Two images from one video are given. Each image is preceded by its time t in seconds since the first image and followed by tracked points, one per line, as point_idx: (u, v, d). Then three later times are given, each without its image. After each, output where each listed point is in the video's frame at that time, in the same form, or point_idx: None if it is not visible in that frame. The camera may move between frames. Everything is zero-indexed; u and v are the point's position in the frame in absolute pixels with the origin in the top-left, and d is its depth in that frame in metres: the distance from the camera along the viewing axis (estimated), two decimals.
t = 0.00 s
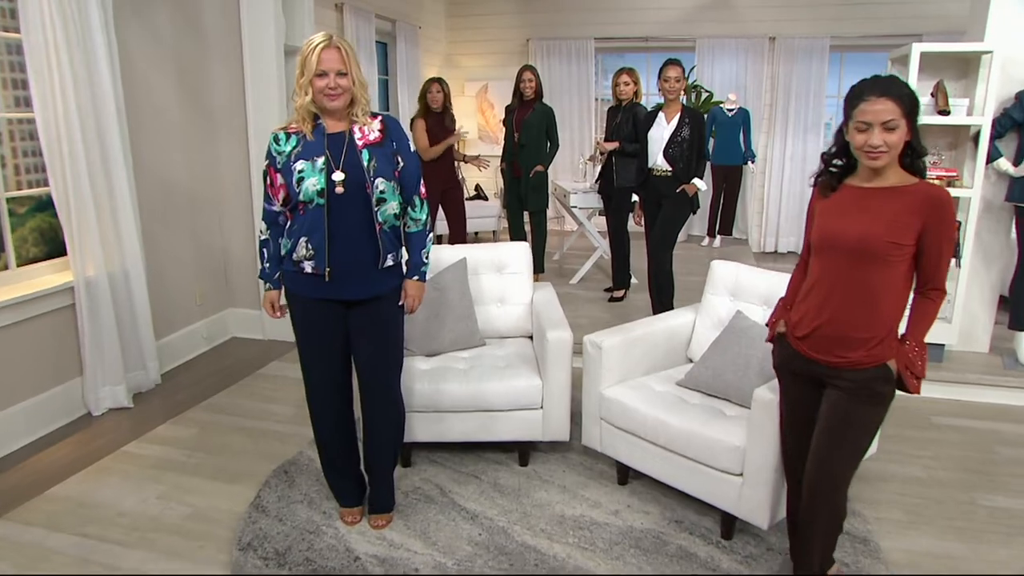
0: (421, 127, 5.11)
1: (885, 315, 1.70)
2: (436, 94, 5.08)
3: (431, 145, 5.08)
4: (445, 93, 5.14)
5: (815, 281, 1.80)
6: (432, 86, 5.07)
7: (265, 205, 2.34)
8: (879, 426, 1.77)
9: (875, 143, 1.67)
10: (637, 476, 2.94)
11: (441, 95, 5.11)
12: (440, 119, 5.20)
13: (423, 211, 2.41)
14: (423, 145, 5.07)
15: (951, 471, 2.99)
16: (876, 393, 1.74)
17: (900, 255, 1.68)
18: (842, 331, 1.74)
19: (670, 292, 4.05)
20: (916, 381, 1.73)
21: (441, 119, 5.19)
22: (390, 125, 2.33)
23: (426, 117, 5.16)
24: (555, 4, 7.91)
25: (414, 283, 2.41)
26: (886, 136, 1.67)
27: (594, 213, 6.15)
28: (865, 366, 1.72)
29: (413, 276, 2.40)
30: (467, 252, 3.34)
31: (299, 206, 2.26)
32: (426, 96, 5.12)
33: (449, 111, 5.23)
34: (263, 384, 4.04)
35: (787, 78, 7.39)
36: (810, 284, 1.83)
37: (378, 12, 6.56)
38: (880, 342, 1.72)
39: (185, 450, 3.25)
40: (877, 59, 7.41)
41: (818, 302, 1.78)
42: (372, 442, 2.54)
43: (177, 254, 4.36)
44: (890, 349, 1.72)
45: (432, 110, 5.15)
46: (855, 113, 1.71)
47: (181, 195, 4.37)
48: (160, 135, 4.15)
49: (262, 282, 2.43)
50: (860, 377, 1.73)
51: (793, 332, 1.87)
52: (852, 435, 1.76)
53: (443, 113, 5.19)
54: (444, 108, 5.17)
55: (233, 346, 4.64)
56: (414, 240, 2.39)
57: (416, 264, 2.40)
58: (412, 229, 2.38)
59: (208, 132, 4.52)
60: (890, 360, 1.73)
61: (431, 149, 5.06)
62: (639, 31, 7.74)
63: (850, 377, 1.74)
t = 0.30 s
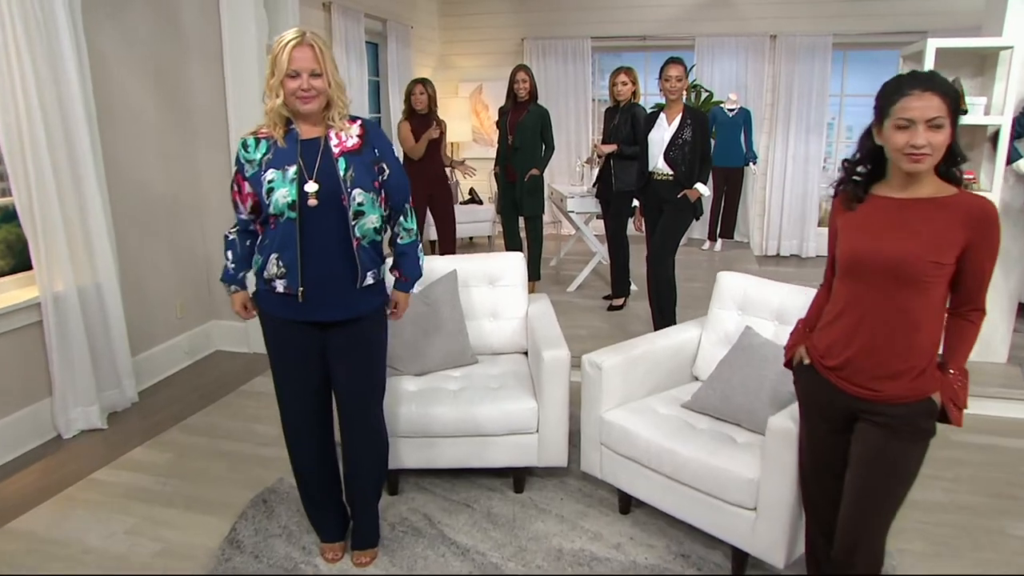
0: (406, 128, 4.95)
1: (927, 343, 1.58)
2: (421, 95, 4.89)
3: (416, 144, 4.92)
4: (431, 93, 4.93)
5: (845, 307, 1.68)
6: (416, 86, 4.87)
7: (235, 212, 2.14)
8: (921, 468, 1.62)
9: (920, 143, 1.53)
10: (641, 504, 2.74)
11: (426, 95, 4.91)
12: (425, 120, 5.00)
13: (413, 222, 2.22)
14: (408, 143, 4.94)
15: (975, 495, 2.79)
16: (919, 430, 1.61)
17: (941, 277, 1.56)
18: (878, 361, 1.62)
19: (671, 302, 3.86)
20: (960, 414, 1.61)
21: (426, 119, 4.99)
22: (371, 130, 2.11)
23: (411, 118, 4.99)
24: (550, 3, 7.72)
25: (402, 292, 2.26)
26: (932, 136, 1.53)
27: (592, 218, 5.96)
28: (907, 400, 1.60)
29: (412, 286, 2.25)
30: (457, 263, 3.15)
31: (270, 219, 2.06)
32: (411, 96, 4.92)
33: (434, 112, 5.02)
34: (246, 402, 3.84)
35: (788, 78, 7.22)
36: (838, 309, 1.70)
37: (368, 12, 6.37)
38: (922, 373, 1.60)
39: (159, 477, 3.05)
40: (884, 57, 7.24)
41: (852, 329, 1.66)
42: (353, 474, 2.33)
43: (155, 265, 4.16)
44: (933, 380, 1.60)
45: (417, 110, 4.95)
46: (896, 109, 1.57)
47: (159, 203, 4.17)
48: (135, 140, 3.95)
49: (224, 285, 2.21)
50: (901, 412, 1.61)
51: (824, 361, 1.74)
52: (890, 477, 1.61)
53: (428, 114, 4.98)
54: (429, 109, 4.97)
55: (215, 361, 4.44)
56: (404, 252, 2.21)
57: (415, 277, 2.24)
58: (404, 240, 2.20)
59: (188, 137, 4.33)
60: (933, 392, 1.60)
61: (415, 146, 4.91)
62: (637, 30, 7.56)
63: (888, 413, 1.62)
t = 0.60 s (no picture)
0: (392, 132, 4.70)
1: (977, 380, 1.42)
2: (409, 98, 4.68)
3: (404, 150, 4.69)
4: (420, 97, 4.73)
5: (880, 339, 1.49)
6: (404, 88, 4.64)
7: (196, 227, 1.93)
8: (968, 521, 1.43)
9: (974, 152, 1.35)
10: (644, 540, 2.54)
11: (415, 99, 4.70)
12: (412, 124, 4.78)
13: (400, 236, 2.00)
14: (395, 149, 4.68)
15: (1003, 528, 2.60)
16: (967, 479, 1.43)
17: (993, 307, 1.39)
18: (921, 401, 1.44)
19: (674, 316, 3.67)
20: (1013, 460, 1.45)
21: (413, 124, 4.77)
22: (346, 137, 1.88)
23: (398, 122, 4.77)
24: (545, 3, 7.52)
25: (390, 305, 2.00)
26: (987, 144, 1.36)
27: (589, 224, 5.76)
28: (955, 446, 1.43)
29: (406, 303, 2.01)
30: (446, 277, 2.94)
31: (234, 236, 1.85)
32: (398, 98, 4.69)
33: (424, 119, 4.81)
34: (224, 423, 3.62)
35: (789, 79, 7.04)
36: (871, 341, 1.52)
37: (357, 12, 6.17)
38: (970, 415, 1.43)
39: (125, 509, 2.83)
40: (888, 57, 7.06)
41: (891, 363, 1.48)
42: (332, 506, 2.12)
43: (128, 277, 3.94)
44: (983, 423, 1.43)
45: (404, 113, 4.73)
46: (943, 114, 1.38)
47: (133, 212, 3.95)
48: (106, 145, 3.74)
49: (179, 301, 1.99)
50: (947, 459, 1.43)
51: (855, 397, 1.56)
52: (933, 529, 1.42)
53: (416, 118, 4.77)
54: (418, 113, 4.76)
55: (194, 377, 4.22)
56: (393, 271, 1.99)
57: (410, 295, 2.02)
58: (391, 256, 1.98)
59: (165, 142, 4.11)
60: (984, 436, 1.43)
61: (403, 151, 4.67)
62: (634, 31, 7.37)
63: (930, 459, 1.44)
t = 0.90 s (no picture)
0: (384, 134, 4.48)
1: None
2: (402, 99, 4.49)
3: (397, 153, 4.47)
4: (412, 98, 4.54)
5: (944, 376, 1.29)
6: (396, 88, 4.46)
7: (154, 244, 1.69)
8: None
9: None
10: None
11: (407, 100, 4.51)
12: (405, 126, 4.55)
13: (381, 251, 1.78)
14: (387, 153, 4.47)
15: None
16: None
17: None
18: (995, 450, 1.26)
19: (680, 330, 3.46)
20: None
21: (407, 126, 4.54)
22: (321, 141, 1.63)
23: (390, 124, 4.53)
24: (540, 3, 7.31)
25: (367, 326, 1.78)
26: None
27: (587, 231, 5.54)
28: None
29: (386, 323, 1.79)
30: (436, 292, 2.71)
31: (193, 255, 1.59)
32: (390, 100, 4.50)
33: (417, 121, 4.59)
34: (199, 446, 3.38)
35: (792, 81, 6.84)
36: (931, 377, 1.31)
37: (346, 10, 5.94)
38: None
39: (85, 546, 2.59)
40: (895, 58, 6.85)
41: (960, 405, 1.27)
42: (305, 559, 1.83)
43: (99, 288, 3.70)
44: None
45: (397, 115, 4.52)
46: None
47: (104, 220, 3.71)
48: (73, 148, 3.49)
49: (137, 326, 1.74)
50: (1018, 518, 1.26)
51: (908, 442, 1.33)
52: None
53: (409, 120, 4.54)
54: (411, 114, 4.54)
55: (170, 394, 3.98)
56: (370, 288, 1.78)
57: (389, 314, 1.80)
58: (372, 273, 1.78)
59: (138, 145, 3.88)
60: None
61: (396, 155, 4.45)
62: (633, 31, 7.17)
63: (1002, 519, 1.26)
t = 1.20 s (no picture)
0: (376, 139, 4.25)
1: None
2: (394, 102, 4.25)
3: (390, 159, 4.23)
4: (405, 101, 4.31)
5: None
6: (389, 91, 4.21)
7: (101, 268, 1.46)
8: None
9: None
10: None
11: (400, 103, 4.27)
12: (398, 130, 4.33)
13: (354, 277, 1.53)
14: (381, 159, 4.23)
15: None
16: None
17: None
18: None
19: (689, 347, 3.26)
20: None
21: (399, 130, 4.33)
22: (293, 149, 1.41)
23: (381, 128, 4.30)
24: (537, 3, 7.11)
25: (333, 364, 1.48)
26: None
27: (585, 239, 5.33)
28: None
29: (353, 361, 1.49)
30: (427, 311, 2.49)
31: (143, 281, 1.36)
32: (382, 103, 4.27)
33: (410, 124, 4.36)
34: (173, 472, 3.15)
35: (796, 84, 6.65)
36: (1018, 440, 1.23)
37: (336, 9, 5.72)
38: None
39: None
40: (905, 61, 6.64)
41: None
42: None
43: (68, 303, 3.47)
44: None
45: (389, 119, 4.30)
46: None
47: (74, 231, 3.48)
48: (39, 154, 3.26)
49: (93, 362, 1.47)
50: None
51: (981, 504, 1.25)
52: None
53: (401, 123, 4.33)
54: (403, 117, 4.32)
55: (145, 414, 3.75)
56: (336, 320, 1.51)
57: (358, 350, 1.50)
58: (341, 301, 1.51)
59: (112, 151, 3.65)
60: None
61: (390, 161, 4.21)
62: (632, 32, 6.97)
63: None
